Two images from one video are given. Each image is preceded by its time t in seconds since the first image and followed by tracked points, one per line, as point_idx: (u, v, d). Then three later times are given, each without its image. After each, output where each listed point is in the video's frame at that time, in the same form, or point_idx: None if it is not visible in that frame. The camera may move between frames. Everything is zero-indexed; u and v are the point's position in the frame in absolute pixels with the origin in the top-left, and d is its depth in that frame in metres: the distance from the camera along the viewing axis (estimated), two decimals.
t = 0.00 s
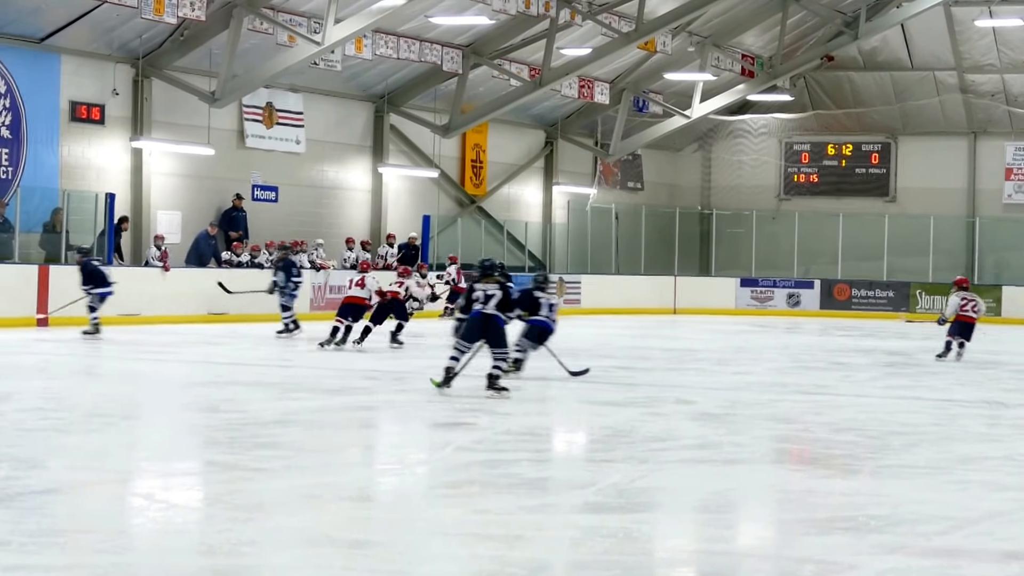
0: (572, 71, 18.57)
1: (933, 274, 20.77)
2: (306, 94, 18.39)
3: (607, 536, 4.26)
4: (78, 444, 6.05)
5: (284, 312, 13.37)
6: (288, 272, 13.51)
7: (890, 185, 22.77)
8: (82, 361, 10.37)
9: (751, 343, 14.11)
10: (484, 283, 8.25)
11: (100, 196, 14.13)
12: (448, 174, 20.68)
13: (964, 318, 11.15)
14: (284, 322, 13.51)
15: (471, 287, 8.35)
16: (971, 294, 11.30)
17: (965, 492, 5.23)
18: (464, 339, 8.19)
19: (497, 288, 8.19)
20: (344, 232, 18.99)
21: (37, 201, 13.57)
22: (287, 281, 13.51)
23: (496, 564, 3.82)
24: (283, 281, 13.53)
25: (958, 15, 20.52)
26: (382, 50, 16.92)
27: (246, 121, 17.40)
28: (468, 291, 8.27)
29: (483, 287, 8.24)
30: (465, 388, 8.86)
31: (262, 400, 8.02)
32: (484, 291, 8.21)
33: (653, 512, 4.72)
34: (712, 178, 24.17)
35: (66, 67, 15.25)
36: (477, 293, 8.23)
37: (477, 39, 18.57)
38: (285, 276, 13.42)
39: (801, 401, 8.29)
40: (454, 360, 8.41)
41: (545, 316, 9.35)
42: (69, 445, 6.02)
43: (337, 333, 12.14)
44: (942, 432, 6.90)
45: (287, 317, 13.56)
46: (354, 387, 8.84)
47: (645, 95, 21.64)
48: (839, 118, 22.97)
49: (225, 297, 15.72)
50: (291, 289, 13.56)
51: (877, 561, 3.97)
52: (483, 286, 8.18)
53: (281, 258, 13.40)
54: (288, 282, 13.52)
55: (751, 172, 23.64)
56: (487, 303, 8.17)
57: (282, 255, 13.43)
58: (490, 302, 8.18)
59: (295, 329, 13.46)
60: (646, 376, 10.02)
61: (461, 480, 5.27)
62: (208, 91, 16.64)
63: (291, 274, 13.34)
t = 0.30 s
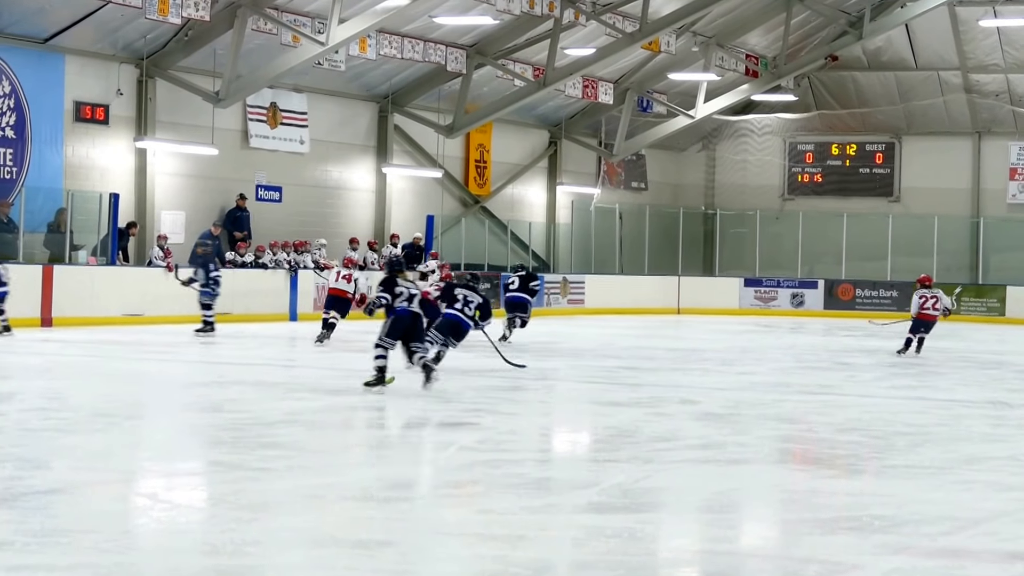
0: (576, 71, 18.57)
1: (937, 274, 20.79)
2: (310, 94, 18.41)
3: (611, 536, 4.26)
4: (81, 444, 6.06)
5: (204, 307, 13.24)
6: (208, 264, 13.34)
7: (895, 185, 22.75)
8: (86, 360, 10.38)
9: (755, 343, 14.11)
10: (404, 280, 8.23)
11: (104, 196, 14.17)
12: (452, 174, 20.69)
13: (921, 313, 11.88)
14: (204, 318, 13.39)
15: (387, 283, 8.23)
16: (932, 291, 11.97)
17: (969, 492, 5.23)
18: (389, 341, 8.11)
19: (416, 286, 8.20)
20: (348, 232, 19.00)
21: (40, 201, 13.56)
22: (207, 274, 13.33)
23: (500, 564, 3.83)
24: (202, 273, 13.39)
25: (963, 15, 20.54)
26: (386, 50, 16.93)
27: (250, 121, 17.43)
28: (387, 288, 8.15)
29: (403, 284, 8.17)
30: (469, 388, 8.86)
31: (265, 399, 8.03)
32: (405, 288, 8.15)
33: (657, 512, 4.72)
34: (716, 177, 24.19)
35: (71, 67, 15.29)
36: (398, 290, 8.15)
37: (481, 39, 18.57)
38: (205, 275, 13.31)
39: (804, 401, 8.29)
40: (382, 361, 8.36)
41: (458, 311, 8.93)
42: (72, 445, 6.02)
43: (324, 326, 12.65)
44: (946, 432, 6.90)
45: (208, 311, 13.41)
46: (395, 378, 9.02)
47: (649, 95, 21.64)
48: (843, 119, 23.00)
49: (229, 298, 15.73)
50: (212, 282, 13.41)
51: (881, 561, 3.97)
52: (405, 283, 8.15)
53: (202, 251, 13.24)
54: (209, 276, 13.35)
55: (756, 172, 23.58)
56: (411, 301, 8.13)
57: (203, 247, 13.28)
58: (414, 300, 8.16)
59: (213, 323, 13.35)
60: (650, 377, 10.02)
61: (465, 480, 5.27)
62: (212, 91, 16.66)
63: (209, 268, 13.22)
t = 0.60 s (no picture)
0: (578, 71, 18.56)
1: (940, 274, 20.77)
2: (312, 95, 18.42)
3: (613, 536, 4.26)
4: (83, 443, 6.06)
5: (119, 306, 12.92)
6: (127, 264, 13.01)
7: (897, 185, 22.71)
8: (88, 360, 10.39)
9: (758, 343, 14.10)
10: (348, 281, 8.06)
11: (106, 196, 14.20)
12: (454, 174, 20.68)
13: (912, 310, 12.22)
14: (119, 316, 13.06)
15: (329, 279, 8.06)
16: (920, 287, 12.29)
17: (972, 492, 5.22)
18: (319, 339, 7.98)
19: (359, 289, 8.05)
20: (350, 232, 19.01)
21: (42, 202, 13.59)
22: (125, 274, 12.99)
23: (502, 564, 3.83)
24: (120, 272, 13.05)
25: (965, 15, 20.50)
26: (388, 50, 16.93)
27: (252, 121, 17.43)
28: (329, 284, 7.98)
29: (345, 284, 8.02)
30: (471, 388, 8.86)
31: (267, 399, 8.04)
32: (345, 289, 8.01)
33: (658, 512, 4.71)
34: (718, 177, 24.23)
35: (73, 68, 15.30)
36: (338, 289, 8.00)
37: (483, 39, 18.57)
38: (125, 274, 12.95)
39: (807, 401, 8.29)
40: (314, 358, 8.24)
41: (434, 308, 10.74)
42: (75, 444, 6.03)
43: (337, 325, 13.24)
44: (948, 432, 6.90)
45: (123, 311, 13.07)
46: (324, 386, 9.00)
47: (651, 95, 21.63)
48: (846, 120, 23.03)
49: (231, 298, 15.73)
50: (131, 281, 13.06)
51: (882, 561, 3.97)
52: (345, 284, 7.99)
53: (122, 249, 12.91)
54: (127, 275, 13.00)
55: (759, 172, 23.59)
56: (349, 303, 8.00)
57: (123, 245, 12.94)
58: (352, 302, 7.99)
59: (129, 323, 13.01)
60: (652, 377, 10.01)
61: (467, 480, 5.28)
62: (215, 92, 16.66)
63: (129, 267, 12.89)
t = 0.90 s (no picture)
0: (579, 72, 18.57)
1: (941, 274, 20.73)
2: (313, 95, 18.41)
3: (614, 536, 4.26)
4: (82, 444, 6.05)
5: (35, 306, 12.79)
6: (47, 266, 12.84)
7: (898, 185, 22.72)
8: (89, 361, 10.38)
9: (758, 343, 14.12)
10: (319, 278, 8.34)
11: (108, 196, 14.22)
12: (454, 174, 20.68)
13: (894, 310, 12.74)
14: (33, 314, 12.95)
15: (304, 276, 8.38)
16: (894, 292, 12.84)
17: (972, 492, 5.22)
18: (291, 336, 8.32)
19: (327, 285, 8.27)
20: (351, 232, 19.00)
21: (44, 203, 13.62)
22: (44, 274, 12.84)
23: (502, 563, 3.82)
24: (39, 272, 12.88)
25: (966, 15, 20.55)
26: (389, 50, 16.93)
27: (253, 122, 17.44)
28: (298, 280, 8.32)
29: (314, 281, 8.30)
30: (472, 388, 8.87)
31: (267, 400, 8.03)
32: (313, 286, 8.29)
33: (657, 513, 4.69)
34: (719, 175, 24.14)
35: (75, 68, 15.31)
36: (307, 285, 8.30)
37: (484, 39, 18.56)
38: (43, 272, 12.82)
39: (807, 401, 8.29)
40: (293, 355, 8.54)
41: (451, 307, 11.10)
42: (74, 445, 6.02)
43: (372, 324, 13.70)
44: (949, 432, 6.90)
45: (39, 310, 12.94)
46: (323, 384, 9.01)
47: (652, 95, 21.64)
48: (848, 120, 22.94)
49: (232, 298, 15.72)
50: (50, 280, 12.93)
51: (883, 562, 3.97)
52: (311, 281, 8.28)
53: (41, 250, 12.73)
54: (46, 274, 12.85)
55: (760, 173, 23.53)
56: (313, 299, 8.26)
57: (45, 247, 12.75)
58: (316, 298, 8.25)
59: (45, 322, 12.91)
60: (652, 377, 10.02)
61: (468, 480, 5.28)
62: (216, 92, 16.66)
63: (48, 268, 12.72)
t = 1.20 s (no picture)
0: (563, 71, 18.54)
1: (925, 274, 20.78)
2: (296, 94, 18.32)
3: (597, 536, 4.22)
4: (63, 444, 5.98)
5: None
6: None
7: (881, 185, 22.83)
8: (69, 360, 10.28)
9: (742, 343, 14.13)
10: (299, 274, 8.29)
11: (91, 196, 14.14)
12: (438, 174, 20.63)
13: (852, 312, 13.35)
14: None
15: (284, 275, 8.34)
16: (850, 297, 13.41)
17: (956, 492, 5.21)
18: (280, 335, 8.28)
19: (307, 279, 8.22)
20: (335, 232, 18.92)
21: (29, 202, 13.45)
22: None
23: (486, 564, 3.78)
24: None
25: (951, 15, 20.62)
26: (372, 50, 16.91)
27: (236, 122, 17.34)
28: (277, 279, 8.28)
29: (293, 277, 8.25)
30: (455, 389, 8.82)
31: (251, 399, 7.97)
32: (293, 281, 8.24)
33: (640, 512, 4.66)
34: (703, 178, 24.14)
35: (59, 68, 15.17)
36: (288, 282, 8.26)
37: (468, 39, 18.50)
38: None
39: (790, 402, 8.28)
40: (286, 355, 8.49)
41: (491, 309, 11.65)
42: (54, 445, 5.94)
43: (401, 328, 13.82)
44: (933, 431, 6.91)
45: None
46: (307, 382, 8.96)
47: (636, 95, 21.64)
48: (833, 121, 23.02)
49: (216, 298, 15.63)
50: None
51: (868, 561, 3.94)
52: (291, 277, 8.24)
53: None
54: None
55: (744, 172, 23.60)
56: (295, 294, 8.21)
57: None
58: (299, 292, 8.21)
59: None
60: (636, 377, 9.99)
61: (451, 480, 5.23)
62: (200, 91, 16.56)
63: None
